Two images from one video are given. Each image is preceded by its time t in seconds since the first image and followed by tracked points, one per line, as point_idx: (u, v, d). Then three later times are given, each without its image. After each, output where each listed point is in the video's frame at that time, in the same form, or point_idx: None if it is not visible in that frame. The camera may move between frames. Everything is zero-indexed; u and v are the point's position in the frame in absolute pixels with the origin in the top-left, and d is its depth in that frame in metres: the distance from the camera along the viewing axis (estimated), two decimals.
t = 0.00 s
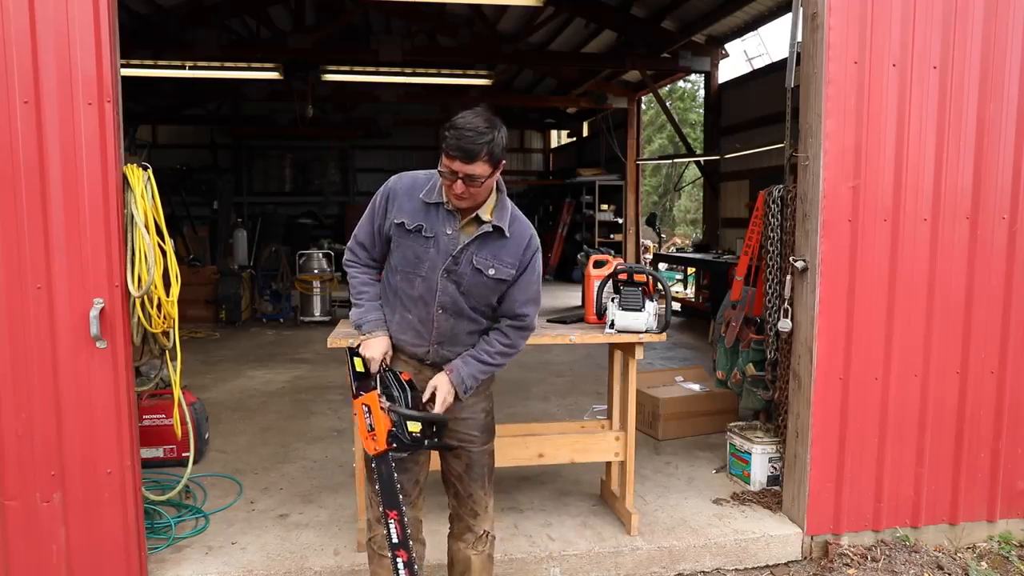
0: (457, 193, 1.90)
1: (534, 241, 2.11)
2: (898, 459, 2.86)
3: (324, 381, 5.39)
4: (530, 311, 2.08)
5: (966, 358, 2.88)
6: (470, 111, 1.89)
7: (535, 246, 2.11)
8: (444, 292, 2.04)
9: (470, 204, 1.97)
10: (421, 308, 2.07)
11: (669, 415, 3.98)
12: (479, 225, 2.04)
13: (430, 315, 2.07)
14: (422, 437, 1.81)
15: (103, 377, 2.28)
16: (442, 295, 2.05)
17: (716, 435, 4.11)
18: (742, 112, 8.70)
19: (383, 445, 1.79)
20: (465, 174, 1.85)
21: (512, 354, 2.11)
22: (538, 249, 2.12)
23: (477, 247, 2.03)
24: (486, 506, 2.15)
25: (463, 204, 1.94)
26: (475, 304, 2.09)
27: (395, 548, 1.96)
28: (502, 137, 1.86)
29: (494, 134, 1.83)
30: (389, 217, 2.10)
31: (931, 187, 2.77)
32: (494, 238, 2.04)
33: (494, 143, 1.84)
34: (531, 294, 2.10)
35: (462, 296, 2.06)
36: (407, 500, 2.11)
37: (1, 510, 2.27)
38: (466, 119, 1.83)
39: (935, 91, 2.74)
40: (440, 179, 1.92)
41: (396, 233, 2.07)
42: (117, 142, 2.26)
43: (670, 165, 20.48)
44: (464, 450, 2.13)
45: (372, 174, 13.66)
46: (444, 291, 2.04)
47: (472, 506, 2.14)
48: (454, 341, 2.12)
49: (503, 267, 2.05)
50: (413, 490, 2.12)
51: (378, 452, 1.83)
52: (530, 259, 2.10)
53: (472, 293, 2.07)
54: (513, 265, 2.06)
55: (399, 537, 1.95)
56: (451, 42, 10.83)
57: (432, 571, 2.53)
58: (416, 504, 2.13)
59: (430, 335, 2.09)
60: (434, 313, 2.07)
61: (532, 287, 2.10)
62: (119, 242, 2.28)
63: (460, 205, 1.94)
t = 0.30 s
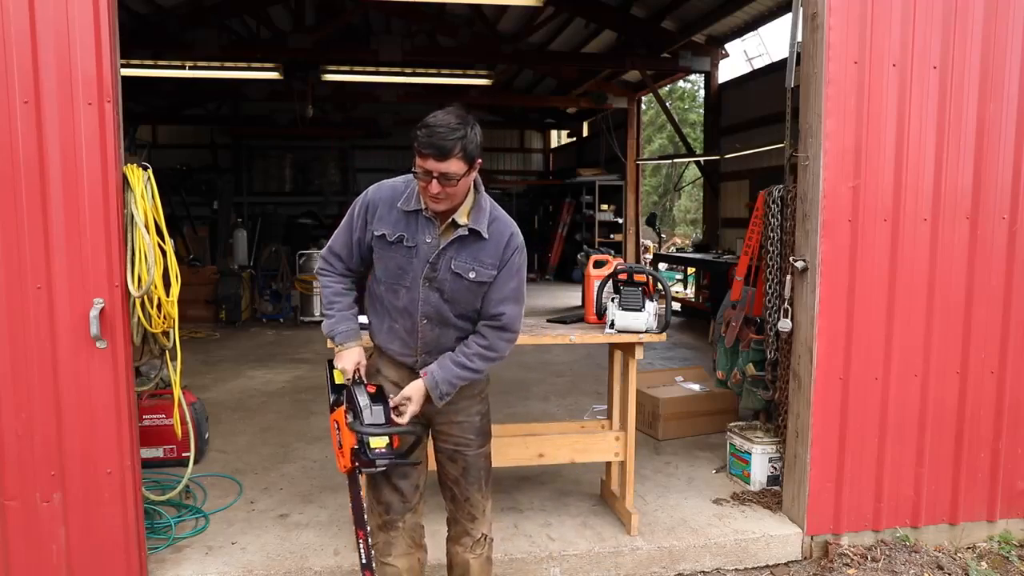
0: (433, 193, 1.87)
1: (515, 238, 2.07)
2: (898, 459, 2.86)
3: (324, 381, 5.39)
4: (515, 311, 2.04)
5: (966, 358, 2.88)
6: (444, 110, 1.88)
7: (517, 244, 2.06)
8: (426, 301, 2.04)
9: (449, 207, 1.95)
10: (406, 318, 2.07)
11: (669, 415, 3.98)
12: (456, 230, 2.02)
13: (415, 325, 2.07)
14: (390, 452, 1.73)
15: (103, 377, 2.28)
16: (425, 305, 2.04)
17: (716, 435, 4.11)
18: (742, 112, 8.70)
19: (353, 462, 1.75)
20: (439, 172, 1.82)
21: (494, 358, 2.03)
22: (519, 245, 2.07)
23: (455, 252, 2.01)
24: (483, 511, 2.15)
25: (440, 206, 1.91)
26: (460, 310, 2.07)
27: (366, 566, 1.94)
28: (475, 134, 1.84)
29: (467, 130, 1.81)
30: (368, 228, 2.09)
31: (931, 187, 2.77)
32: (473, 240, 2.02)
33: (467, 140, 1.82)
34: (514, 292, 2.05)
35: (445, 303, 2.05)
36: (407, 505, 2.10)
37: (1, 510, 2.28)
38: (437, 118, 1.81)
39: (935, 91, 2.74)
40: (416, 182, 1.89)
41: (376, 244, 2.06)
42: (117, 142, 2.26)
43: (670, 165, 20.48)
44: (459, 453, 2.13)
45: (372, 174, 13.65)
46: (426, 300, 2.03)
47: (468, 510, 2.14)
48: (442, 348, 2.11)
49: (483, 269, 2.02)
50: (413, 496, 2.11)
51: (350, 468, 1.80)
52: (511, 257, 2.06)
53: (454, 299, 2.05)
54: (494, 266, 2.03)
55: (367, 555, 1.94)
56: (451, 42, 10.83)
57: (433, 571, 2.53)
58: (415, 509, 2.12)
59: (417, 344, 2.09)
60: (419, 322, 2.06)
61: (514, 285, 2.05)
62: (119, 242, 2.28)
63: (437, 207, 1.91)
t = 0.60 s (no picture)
0: (402, 199, 1.84)
1: (490, 239, 1.99)
2: (898, 459, 2.86)
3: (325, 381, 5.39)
4: (493, 314, 1.97)
5: (966, 358, 2.88)
6: (408, 114, 1.87)
7: (492, 245, 1.99)
8: (404, 308, 2.03)
9: (418, 214, 1.91)
10: (389, 323, 2.08)
11: (668, 415, 3.98)
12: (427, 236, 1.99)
13: (398, 330, 2.08)
14: (354, 426, 1.80)
15: (103, 377, 2.28)
16: (404, 311, 2.04)
17: (716, 435, 4.11)
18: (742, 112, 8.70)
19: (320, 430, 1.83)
20: (407, 177, 1.80)
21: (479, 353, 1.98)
22: (494, 247, 1.99)
23: (427, 258, 1.98)
24: (480, 507, 2.15)
25: (411, 212, 1.88)
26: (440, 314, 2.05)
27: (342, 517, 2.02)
28: (441, 136, 1.82)
29: (432, 132, 1.79)
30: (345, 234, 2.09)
31: (931, 187, 2.77)
32: (444, 246, 1.97)
33: (433, 142, 1.80)
34: (491, 294, 1.99)
35: (424, 308, 2.04)
36: (402, 502, 2.11)
37: (1, 510, 2.27)
38: (402, 122, 1.80)
39: (935, 91, 2.74)
40: (384, 190, 1.86)
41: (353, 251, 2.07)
42: (117, 142, 2.26)
43: (670, 165, 20.48)
44: (456, 451, 2.12)
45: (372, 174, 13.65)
46: (404, 307, 2.03)
47: (466, 507, 2.14)
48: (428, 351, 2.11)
49: (457, 275, 1.97)
50: (407, 492, 2.11)
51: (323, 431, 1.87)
52: (486, 259, 1.99)
53: (432, 304, 2.03)
54: (467, 271, 1.98)
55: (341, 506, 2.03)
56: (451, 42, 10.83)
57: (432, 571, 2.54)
58: (409, 505, 2.12)
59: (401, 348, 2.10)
60: (401, 328, 2.07)
61: (492, 286, 1.99)
62: (119, 242, 2.28)
63: (408, 214, 1.88)
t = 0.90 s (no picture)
0: (379, 193, 1.85)
1: (466, 205, 1.98)
2: (898, 459, 2.86)
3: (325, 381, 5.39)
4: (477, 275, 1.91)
5: (966, 358, 2.88)
6: (375, 108, 1.87)
7: (468, 214, 1.97)
8: (396, 297, 2.03)
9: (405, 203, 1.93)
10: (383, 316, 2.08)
11: (668, 415, 3.98)
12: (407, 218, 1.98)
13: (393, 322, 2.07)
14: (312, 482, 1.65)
15: (103, 377, 2.28)
16: (395, 301, 2.03)
17: (716, 435, 4.11)
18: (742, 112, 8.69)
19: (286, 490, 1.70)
20: (380, 171, 1.80)
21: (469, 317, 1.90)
22: (471, 215, 1.97)
23: (409, 239, 1.98)
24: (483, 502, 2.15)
25: (389, 204, 1.89)
26: (431, 298, 2.03)
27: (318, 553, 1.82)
28: (410, 125, 1.83)
29: (399, 122, 1.80)
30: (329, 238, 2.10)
31: (931, 187, 2.77)
32: (424, 224, 1.97)
33: (402, 132, 1.81)
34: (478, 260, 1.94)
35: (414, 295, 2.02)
36: (400, 499, 2.11)
37: (1, 510, 2.28)
38: (368, 117, 1.81)
39: (935, 91, 2.74)
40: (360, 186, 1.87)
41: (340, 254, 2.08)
42: (117, 142, 2.26)
43: (670, 165, 20.48)
44: (458, 445, 2.12)
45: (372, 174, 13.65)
46: (396, 296, 2.02)
47: (468, 501, 2.14)
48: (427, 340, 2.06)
49: (440, 250, 1.96)
50: (405, 490, 2.12)
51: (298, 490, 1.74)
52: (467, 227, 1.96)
53: (423, 288, 2.01)
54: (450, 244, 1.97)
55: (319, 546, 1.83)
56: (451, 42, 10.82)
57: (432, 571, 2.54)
58: (407, 503, 2.13)
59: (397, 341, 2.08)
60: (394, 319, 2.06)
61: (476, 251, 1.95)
62: (119, 242, 2.28)
63: (386, 206, 1.89)
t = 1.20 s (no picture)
0: (376, 181, 1.87)
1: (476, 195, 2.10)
2: (898, 459, 2.86)
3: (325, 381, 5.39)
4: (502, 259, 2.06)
5: (966, 359, 2.88)
6: (366, 97, 1.87)
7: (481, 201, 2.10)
8: (411, 287, 2.03)
9: (396, 195, 1.96)
10: (395, 310, 2.05)
11: (668, 415, 3.98)
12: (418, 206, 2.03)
13: (406, 315, 2.05)
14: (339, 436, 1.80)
15: (104, 377, 2.28)
16: (410, 291, 2.03)
17: (716, 435, 4.11)
18: (742, 112, 8.70)
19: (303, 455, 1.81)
20: (378, 160, 1.82)
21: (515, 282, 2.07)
22: (484, 202, 2.11)
23: (425, 227, 2.02)
24: (501, 497, 2.15)
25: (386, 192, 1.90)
26: (446, 286, 2.06)
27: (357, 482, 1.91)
28: (404, 114, 1.84)
29: (394, 111, 1.81)
30: (327, 237, 2.07)
31: (931, 187, 2.77)
32: (438, 211, 2.03)
33: (397, 120, 1.82)
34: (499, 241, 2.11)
35: (430, 283, 2.04)
36: (409, 505, 2.12)
37: (2, 510, 2.28)
38: (362, 105, 1.82)
39: (935, 91, 2.74)
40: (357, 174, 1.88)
41: (342, 251, 2.05)
42: (117, 142, 2.26)
43: (670, 165, 20.48)
44: (472, 442, 2.12)
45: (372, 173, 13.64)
46: (412, 286, 2.02)
47: (487, 497, 2.14)
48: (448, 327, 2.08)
49: (460, 234, 2.05)
50: (414, 495, 2.12)
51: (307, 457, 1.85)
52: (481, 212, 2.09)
53: (439, 276, 2.05)
54: (467, 228, 2.06)
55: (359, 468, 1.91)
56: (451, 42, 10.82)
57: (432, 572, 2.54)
58: (417, 507, 2.13)
59: (411, 335, 2.05)
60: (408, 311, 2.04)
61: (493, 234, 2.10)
62: (118, 242, 2.27)
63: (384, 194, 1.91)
